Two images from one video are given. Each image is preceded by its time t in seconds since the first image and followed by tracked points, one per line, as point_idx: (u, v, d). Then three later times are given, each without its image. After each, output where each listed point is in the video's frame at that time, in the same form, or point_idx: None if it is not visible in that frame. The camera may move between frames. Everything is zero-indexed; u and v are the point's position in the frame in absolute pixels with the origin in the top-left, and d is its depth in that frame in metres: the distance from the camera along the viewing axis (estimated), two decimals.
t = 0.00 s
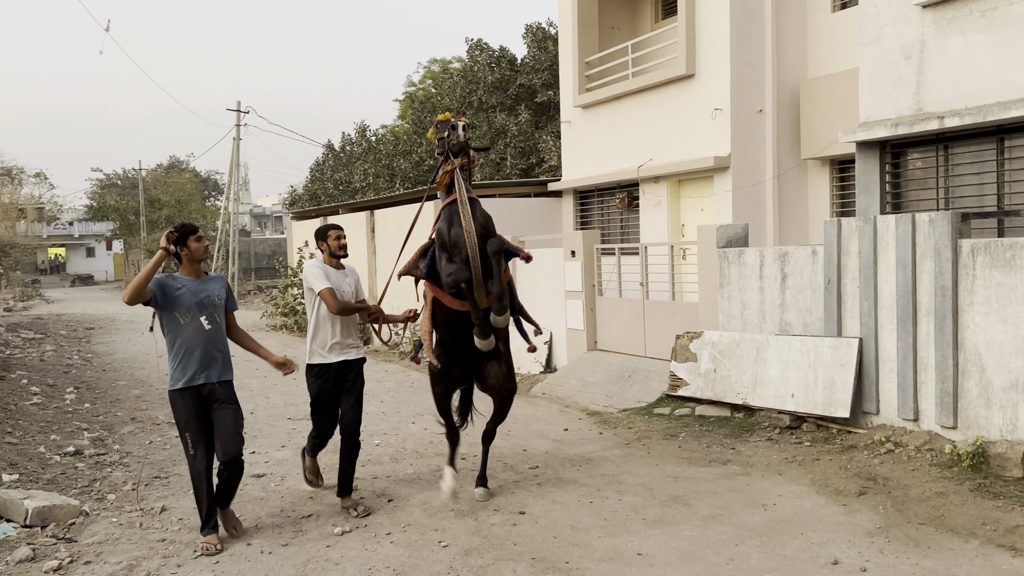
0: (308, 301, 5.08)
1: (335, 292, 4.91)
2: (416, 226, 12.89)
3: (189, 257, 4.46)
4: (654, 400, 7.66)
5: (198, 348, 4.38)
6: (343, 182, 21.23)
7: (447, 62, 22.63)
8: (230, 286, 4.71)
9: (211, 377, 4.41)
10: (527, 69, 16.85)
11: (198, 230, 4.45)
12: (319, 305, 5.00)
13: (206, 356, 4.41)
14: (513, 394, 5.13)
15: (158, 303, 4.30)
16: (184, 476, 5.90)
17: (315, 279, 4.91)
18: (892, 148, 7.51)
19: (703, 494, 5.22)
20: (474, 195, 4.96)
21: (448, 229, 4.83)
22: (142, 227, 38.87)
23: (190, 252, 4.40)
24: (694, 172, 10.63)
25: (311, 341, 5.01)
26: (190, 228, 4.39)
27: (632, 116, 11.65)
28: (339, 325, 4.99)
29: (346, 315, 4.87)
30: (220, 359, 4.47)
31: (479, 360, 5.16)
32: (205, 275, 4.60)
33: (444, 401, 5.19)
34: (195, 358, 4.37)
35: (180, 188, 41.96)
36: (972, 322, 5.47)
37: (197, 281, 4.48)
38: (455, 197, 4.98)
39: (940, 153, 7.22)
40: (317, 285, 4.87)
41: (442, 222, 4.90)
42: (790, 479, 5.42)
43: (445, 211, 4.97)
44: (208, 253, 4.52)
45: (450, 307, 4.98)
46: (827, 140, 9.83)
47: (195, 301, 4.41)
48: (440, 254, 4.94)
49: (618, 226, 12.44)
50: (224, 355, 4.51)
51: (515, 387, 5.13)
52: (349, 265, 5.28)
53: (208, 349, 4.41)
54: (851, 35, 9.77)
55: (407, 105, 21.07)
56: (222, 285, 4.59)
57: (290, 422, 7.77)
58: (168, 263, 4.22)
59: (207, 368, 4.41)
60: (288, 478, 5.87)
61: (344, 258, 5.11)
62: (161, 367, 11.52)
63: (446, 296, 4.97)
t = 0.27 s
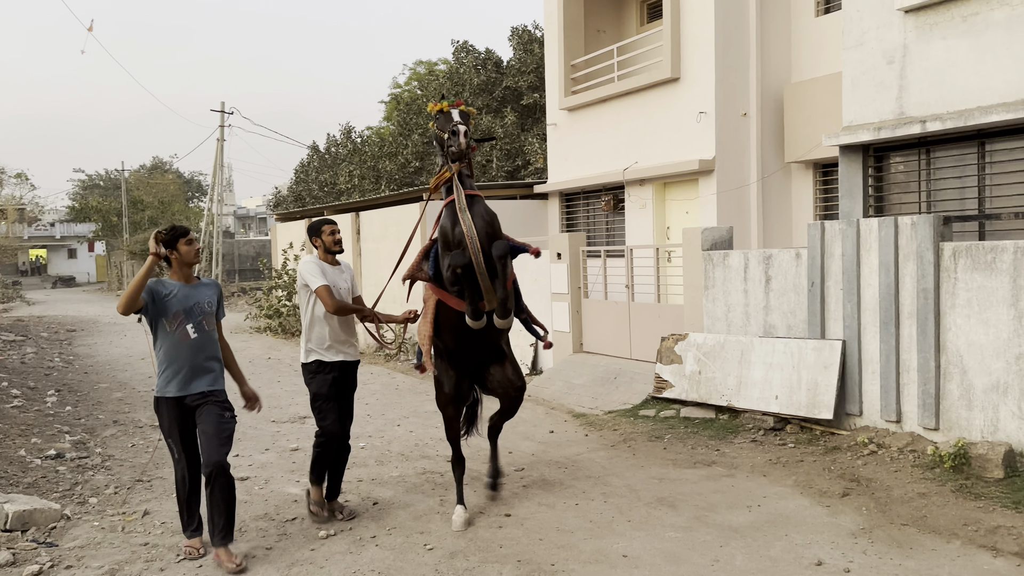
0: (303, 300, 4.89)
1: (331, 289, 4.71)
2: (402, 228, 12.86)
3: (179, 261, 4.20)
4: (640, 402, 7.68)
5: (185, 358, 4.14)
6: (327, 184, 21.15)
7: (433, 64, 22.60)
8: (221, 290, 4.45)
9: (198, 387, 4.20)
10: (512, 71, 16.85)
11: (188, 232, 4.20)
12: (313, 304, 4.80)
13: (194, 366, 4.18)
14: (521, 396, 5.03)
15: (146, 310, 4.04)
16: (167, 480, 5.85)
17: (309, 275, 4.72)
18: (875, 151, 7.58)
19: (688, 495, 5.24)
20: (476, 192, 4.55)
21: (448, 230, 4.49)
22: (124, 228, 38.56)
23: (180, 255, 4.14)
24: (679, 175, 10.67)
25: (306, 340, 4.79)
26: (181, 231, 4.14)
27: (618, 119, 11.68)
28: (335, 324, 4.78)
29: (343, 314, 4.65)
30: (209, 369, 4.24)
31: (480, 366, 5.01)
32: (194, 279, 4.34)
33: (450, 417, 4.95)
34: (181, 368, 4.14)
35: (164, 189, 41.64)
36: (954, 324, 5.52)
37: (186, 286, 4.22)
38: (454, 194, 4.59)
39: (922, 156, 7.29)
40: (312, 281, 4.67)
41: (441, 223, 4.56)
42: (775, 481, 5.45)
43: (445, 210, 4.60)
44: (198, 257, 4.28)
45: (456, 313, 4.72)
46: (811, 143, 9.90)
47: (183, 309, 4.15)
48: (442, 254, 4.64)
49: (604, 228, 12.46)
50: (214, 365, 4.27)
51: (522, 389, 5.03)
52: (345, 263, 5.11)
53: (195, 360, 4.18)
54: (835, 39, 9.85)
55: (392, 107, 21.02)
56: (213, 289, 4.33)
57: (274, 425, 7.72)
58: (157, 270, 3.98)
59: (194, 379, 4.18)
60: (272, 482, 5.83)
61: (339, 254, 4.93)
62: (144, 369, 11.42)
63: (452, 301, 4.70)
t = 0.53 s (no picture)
0: (295, 305, 4.72)
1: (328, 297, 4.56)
2: (384, 230, 12.82)
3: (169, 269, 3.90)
4: (622, 405, 7.70)
5: (169, 373, 3.83)
6: (309, 185, 21.05)
7: (416, 66, 22.54)
8: (214, 302, 4.14)
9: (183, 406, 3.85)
10: (496, 74, 16.86)
11: (178, 239, 3.90)
12: (306, 310, 4.64)
13: (179, 382, 3.86)
14: (522, 402, 4.75)
15: (129, 321, 3.75)
16: (146, 484, 5.79)
17: (304, 281, 4.54)
18: (855, 156, 7.66)
19: (670, 498, 5.25)
20: (482, 195, 4.35)
21: (452, 232, 4.29)
22: (102, 230, 38.16)
23: (168, 263, 3.84)
24: (661, 179, 10.72)
25: (299, 348, 4.63)
26: (168, 238, 3.84)
27: (601, 122, 11.72)
28: (330, 331, 4.64)
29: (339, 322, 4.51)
30: (196, 387, 3.91)
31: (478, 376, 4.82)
32: (186, 290, 4.04)
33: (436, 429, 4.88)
34: (165, 385, 3.83)
35: (143, 190, 41.24)
36: (933, 327, 5.58)
37: (175, 297, 3.92)
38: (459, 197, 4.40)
39: (901, 161, 7.37)
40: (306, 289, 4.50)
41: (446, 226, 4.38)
42: (756, 483, 5.48)
43: (450, 214, 4.41)
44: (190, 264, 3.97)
45: (458, 319, 4.50)
46: (791, 148, 9.98)
47: (170, 320, 3.85)
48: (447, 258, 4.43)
49: (587, 231, 12.49)
50: (203, 382, 3.94)
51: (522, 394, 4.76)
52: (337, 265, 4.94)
53: (181, 377, 3.86)
54: (815, 45, 9.94)
55: (375, 109, 20.96)
56: (204, 301, 4.02)
57: (255, 428, 7.67)
58: (144, 282, 3.67)
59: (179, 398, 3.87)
60: (253, 486, 5.78)
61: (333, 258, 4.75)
62: (123, 372, 11.30)
63: (456, 307, 4.49)
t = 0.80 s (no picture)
0: (287, 316, 4.50)
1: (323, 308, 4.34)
2: (364, 233, 12.77)
3: (155, 274, 3.79)
4: (602, 408, 7.72)
5: (154, 385, 3.72)
6: (289, 187, 20.93)
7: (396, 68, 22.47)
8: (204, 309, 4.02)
9: (168, 421, 3.75)
10: (477, 77, 16.86)
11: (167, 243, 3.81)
12: (300, 321, 4.43)
13: (164, 395, 3.75)
14: (510, 425, 4.51)
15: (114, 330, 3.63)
16: (121, 489, 5.71)
17: (298, 291, 4.33)
18: (832, 162, 7.74)
19: (650, 501, 5.27)
20: (488, 195, 4.23)
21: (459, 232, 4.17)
22: (78, 231, 37.70)
23: (156, 267, 3.76)
24: (641, 183, 10.77)
25: (292, 361, 4.41)
26: (156, 243, 3.76)
27: (581, 126, 11.76)
28: (325, 345, 4.44)
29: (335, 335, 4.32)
30: (181, 400, 3.81)
31: (475, 389, 4.63)
32: (174, 296, 3.92)
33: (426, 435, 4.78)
34: (150, 397, 3.72)
35: (119, 191, 40.79)
36: (909, 331, 5.65)
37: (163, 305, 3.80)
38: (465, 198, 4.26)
39: (878, 167, 7.46)
40: (301, 299, 4.29)
41: (453, 226, 4.25)
42: (735, 486, 5.51)
43: (455, 215, 4.29)
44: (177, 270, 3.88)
45: (460, 324, 4.34)
46: (770, 153, 10.06)
47: (158, 330, 3.73)
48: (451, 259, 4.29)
49: (567, 234, 12.51)
50: (189, 395, 3.85)
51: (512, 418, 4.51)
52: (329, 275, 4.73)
53: (167, 389, 3.76)
54: (794, 51, 10.03)
55: (355, 110, 20.89)
56: (193, 309, 3.91)
57: (233, 432, 7.60)
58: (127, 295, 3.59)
59: (164, 409, 3.76)
60: (230, 490, 5.73)
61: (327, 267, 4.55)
62: (98, 375, 11.16)
63: (457, 311, 4.34)
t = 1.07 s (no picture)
0: (277, 322, 4.25)
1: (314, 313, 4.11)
2: (343, 235, 12.70)
3: (136, 272, 3.57)
4: (581, 411, 7.74)
5: (136, 389, 3.50)
6: (266, 189, 20.78)
7: (375, 70, 22.38)
8: (190, 308, 3.80)
9: (151, 426, 3.52)
10: (456, 79, 16.85)
11: (148, 239, 3.61)
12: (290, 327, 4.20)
13: (146, 399, 3.52)
14: (514, 434, 4.45)
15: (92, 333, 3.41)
16: (94, 494, 5.63)
17: (290, 295, 4.10)
18: (808, 167, 7.83)
19: (628, 504, 5.28)
20: (495, 193, 3.91)
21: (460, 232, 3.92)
22: (51, 232, 37.19)
23: (137, 264, 3.53)
24: (620, 187, 10.82)
25: (282, 370, 4.17)
26: (136, 237, 3.54)
27: (560, 130, 11.79)
28: (316, 353, 4.20)
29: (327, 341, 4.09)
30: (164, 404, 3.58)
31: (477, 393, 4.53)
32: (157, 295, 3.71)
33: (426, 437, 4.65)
34: (131, 401, 3.49)
35: (93, 192, 40.30)
36: (883, 335, 5.71)
37: (145, 304, 3.58)
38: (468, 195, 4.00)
39: (853, 172, 7.56)
40: (292, 304, 4.05)
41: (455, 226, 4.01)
42: (712, 488, 5.54)
43: (458, 215, 4.04)
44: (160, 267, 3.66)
45: (462, 329, 4.15)
46: (747, 158, 10.15)
47: (139, 330, 3.51)
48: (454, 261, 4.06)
49: (546, 237, 12.51)
50: (173, 399, 3.62)
51: (516, 426, 4.45)
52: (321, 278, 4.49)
53: (149, 392, 3.53)
54: (770, 57, 10.13)
55: (334, 112, 20.79)
56: (177, 309, 3.68)
57: (208, 436, 7.52)
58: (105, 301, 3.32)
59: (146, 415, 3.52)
60: (206, 495, 5.67)
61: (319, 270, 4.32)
62: (71, 378, 11.00)
63: (458, 315, 4.14)
